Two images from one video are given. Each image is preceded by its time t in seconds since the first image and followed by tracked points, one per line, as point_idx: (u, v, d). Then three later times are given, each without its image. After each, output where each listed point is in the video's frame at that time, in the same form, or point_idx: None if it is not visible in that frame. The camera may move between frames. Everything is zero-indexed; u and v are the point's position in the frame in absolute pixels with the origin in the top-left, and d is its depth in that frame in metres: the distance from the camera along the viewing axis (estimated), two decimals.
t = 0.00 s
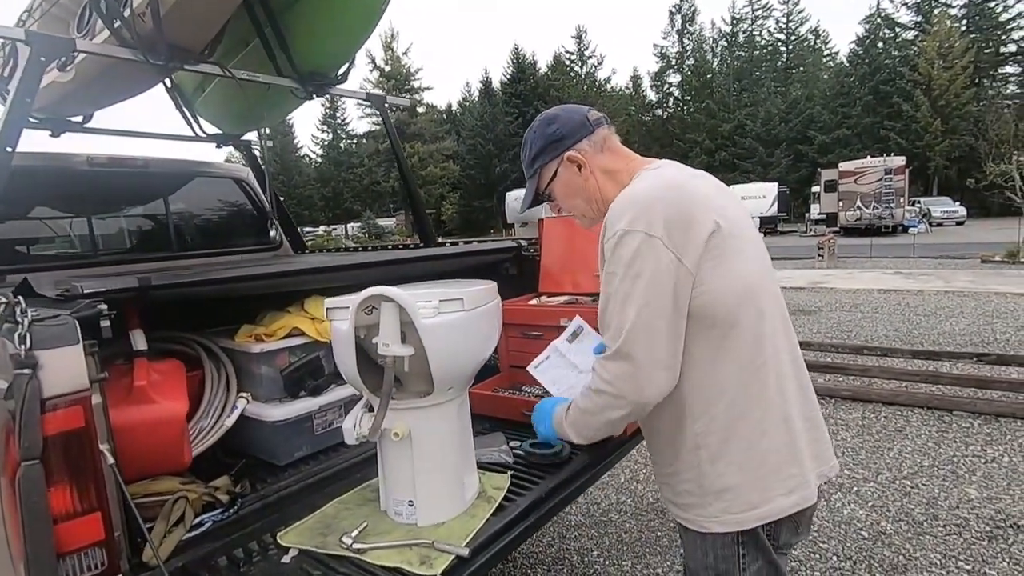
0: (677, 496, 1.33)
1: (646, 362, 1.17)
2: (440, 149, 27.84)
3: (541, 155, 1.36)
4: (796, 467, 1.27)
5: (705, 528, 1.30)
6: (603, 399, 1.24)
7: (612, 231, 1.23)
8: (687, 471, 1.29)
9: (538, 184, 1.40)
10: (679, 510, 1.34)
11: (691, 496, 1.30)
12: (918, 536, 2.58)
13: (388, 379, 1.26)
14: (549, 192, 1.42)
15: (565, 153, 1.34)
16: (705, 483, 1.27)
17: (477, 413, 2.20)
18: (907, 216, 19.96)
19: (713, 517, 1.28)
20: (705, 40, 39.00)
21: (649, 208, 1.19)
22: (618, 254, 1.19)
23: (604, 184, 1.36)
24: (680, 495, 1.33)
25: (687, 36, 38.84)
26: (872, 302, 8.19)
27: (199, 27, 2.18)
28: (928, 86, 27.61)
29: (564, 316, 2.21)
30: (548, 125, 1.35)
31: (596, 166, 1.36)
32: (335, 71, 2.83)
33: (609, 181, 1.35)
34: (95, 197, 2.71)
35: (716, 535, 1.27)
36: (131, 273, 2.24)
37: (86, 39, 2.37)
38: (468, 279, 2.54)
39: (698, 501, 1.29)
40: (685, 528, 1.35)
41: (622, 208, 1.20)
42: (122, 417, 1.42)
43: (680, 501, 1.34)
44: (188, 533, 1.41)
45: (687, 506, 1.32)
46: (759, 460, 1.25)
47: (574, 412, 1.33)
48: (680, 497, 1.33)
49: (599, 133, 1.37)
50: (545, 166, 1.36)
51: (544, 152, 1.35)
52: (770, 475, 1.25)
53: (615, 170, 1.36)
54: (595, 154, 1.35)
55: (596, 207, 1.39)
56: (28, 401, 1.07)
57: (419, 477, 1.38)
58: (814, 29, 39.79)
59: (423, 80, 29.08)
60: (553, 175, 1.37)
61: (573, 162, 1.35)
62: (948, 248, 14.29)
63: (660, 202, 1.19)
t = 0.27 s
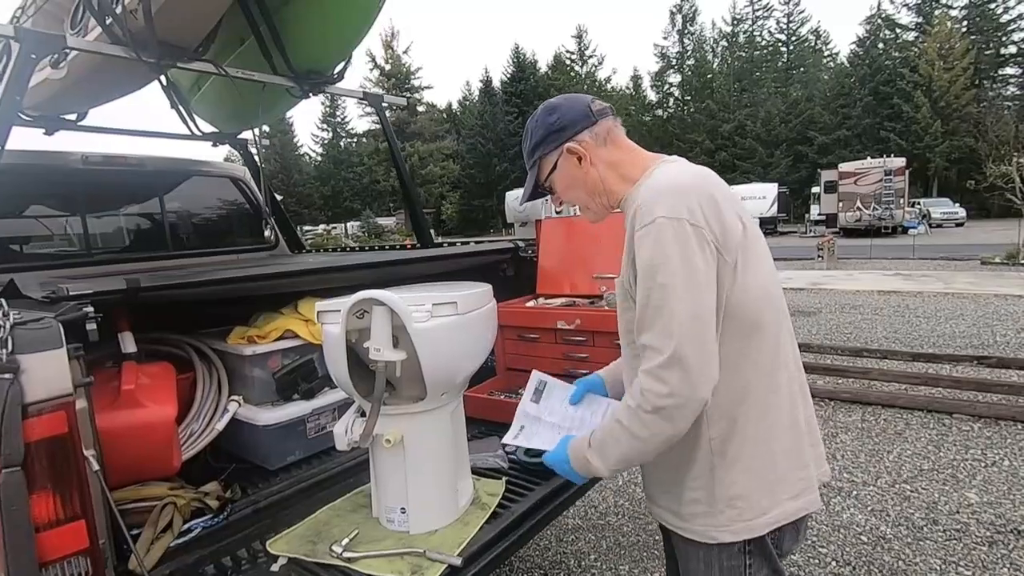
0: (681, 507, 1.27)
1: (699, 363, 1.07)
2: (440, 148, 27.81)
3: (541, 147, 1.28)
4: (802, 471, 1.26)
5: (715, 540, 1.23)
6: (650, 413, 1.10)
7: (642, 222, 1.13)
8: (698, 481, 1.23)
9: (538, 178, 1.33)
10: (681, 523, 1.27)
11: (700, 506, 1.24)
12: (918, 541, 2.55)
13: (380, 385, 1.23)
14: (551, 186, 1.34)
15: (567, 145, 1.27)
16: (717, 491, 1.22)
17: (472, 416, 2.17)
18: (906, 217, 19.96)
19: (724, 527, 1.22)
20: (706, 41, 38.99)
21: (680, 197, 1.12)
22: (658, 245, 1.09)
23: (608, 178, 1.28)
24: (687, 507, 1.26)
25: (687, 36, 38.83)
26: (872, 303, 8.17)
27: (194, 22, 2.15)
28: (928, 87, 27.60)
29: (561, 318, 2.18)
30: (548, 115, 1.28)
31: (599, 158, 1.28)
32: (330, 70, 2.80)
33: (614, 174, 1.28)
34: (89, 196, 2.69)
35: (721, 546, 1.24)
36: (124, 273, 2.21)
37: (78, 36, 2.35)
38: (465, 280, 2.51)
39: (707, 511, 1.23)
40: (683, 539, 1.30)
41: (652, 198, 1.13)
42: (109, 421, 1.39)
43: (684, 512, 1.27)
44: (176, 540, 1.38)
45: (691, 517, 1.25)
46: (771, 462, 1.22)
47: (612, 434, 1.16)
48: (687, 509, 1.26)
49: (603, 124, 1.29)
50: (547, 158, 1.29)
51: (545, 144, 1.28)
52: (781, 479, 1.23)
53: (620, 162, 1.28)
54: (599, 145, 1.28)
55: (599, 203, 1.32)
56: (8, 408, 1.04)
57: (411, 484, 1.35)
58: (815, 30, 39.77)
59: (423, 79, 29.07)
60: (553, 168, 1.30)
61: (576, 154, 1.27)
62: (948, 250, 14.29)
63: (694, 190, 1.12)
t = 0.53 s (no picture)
0: (711, 524, 1.20)
1: (799, 343, 1.05)
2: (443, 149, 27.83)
3: (541, 141, 1.25)
4: (812, 470, 1.27)
5: (751, 554, 1.18)
6: (767, 409, 1.02)
7: (698, 208, 1.11)
8: (734, 495, 1.16)
9: (536, 174, 1.30)
10: (710, 541, 1.21)
11: (732, 523, 1.18)
12: (919, 548, 2.52)
13: (367, 390, 1.21)
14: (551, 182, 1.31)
15: (567, 139, 1.23)
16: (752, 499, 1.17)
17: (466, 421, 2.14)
18: (910, 220, 19.88)
19: (758, 538, 1.18)
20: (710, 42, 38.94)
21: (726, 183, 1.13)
22: (726, 224, 1.08)
23: (609, 174, 1.26)
24: (716, 523, 1.19)
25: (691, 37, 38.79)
26: (874, 306, 8.13)
27: (190, 22, 2.14)
28: (933, 89, 27.51)
29: (557, 322, 2.16)
30: (546, 109, 1.24)
31: (599, 154, 1.25)
32: (328, 69, 2.78)
33: (617, 169, 1.25)
34: (87, 195, 2.67)
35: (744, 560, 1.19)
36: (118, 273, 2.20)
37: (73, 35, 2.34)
38: (461, 282, 2.49)
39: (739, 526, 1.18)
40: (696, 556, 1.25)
41: (699, 184, 1.12)
42: (96, 425, 1.38)
43: (709, 529, 1.20)
44: (162, 545, 1.36)
45: (724, 533, 1.19)
46: (791, 461, 1.22)
47: (719, 447, 1.05)
48: (718, 525, 1.19)
49: (604, 118, 1.25)
50: (547, 153, 1.25)
51: (545, 138, 1.24)
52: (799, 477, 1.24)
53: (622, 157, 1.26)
54: (601, 140, 1.25)
55: (598, 200, 1.29)
56: None
57: (400, 490, 1.33)
58: (819, 32, 39.67)
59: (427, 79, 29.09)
60: (552, 164, 1.27)
61: (577, 149, 1.23)
62: (951, 253, 14.22)
63: (731, 170, 1.16)
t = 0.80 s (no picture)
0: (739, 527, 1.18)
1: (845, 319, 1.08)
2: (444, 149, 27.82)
3: (536, 139, 1.22)
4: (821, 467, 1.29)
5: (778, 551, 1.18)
6: (838, 390, 1.02)
7: (729, 198, 1.13)
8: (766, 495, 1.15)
9: (526, 174, 1.27)
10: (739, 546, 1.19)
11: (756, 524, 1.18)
12: (917, 553, 2.50)
13: (356, 392, 1.20)
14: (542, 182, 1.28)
15: (563, 138, 1.21)
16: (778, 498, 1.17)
17: (460, 422, 2.13)
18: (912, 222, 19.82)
19: (784, 535, 1.18)
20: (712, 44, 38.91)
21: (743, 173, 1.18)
22: (761, 212, 1.11)
23: (605, 174, 1.25)
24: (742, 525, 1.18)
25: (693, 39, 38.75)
26: (875, 309, 8.10)
27: (186, 21, 2.13)
28: (936, 91, 27.45)
29: (552, 323, 2.15)
30: (540, 106, 1.22)
31: (595, 154, 1.24)
32: (325, 69, 2.75)
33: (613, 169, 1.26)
34: (83, 194, 2.65)
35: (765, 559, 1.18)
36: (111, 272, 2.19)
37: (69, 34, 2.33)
38: (458, 283, 2.47)
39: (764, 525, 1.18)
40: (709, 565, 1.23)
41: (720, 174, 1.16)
42: (86, 426, 1.37)
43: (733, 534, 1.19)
44: (151, 547, 1.35)
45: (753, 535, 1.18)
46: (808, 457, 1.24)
47: (798, 439, 1.03)
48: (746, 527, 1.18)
49: (598, 117, 1.25)
50: (542, 152, 1.22)
51: (541, 136, 1.22)
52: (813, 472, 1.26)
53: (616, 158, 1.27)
54: (597, 139, 1.25)
55: (592, 201, 1.27)
56: None
57: (389, 494, 1.32)
58: (822, 34, 39.61)
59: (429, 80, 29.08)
60: (545, 164, 1.24)
61: (574, 148, 1.22)
62: (953, 256, 14.17)
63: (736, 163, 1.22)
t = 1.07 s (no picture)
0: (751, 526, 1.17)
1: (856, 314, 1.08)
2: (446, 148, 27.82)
3: (534, 134, 1.21)
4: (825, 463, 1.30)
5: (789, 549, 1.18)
6: (856, 384, 1.03)
7: (742, 193, 1.12)
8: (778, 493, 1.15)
9: (523, 169, 1.26)
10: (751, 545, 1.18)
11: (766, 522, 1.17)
12: (917, 553, 2.50)
13: (353, 389, 1.19)
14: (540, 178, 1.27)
15: (563, 134, 1.20)
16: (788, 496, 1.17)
17: (459, 421, 2.12)
18: (914, 222, 19.78)
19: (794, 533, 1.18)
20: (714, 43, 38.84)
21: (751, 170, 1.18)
22: (773, 208, 1.11)
23: (605, 171, 1.25)
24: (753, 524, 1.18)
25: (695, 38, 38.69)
26: (876, 309, 8.07)
27: (185, 18, 2.13)
28: (938, 91, 27.39)
29: (551, 321, 2.14)
30: (540, 99, 1.20)
31: (595, 150, 1.23)
32: (323, 65, 2.76)
33: (613, 167, 1.25)
34: (83, 191, 2.66)
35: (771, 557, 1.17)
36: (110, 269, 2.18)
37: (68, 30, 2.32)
38: (457, 281, 2.47)
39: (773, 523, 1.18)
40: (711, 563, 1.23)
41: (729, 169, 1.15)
42: (83, 423, 1.36)
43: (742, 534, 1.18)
44: (147, 544, 1.35)
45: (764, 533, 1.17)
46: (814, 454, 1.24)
47: (821, 435, 1.02)
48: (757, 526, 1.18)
49: (599, 112, 1.24)
50: (540, 147, 1.22)
51: (540, 131, 1.20)
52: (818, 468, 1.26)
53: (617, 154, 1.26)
54: (597, 135, 1.23)
55: (589, 198, 1.27)
56: None
57: (385, 491, 1.32)
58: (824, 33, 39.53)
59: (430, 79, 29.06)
60: (543, 159, 1.23)
61: (574, 143, 1.21)
62: (955, 256, 14.14)
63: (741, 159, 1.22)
